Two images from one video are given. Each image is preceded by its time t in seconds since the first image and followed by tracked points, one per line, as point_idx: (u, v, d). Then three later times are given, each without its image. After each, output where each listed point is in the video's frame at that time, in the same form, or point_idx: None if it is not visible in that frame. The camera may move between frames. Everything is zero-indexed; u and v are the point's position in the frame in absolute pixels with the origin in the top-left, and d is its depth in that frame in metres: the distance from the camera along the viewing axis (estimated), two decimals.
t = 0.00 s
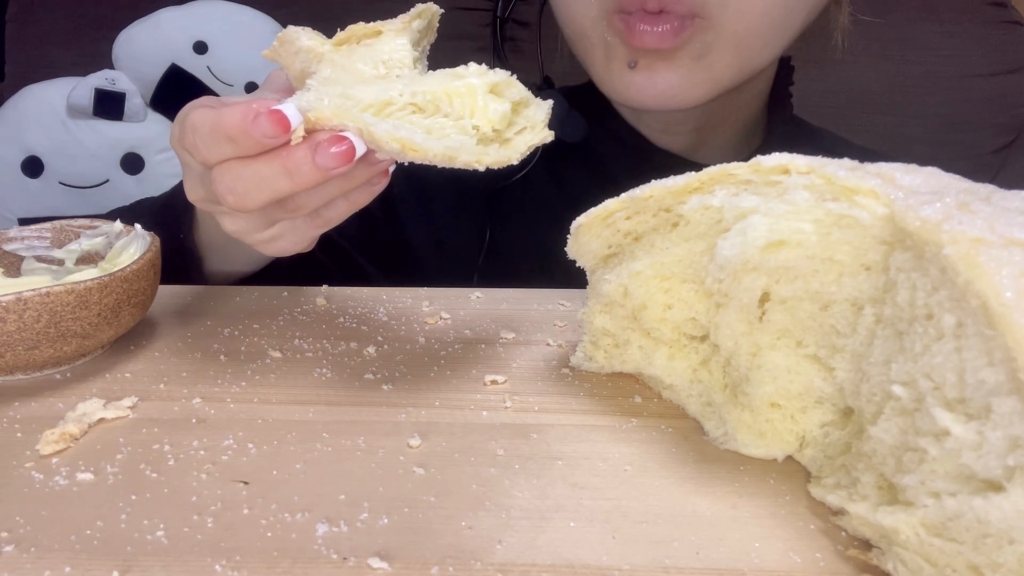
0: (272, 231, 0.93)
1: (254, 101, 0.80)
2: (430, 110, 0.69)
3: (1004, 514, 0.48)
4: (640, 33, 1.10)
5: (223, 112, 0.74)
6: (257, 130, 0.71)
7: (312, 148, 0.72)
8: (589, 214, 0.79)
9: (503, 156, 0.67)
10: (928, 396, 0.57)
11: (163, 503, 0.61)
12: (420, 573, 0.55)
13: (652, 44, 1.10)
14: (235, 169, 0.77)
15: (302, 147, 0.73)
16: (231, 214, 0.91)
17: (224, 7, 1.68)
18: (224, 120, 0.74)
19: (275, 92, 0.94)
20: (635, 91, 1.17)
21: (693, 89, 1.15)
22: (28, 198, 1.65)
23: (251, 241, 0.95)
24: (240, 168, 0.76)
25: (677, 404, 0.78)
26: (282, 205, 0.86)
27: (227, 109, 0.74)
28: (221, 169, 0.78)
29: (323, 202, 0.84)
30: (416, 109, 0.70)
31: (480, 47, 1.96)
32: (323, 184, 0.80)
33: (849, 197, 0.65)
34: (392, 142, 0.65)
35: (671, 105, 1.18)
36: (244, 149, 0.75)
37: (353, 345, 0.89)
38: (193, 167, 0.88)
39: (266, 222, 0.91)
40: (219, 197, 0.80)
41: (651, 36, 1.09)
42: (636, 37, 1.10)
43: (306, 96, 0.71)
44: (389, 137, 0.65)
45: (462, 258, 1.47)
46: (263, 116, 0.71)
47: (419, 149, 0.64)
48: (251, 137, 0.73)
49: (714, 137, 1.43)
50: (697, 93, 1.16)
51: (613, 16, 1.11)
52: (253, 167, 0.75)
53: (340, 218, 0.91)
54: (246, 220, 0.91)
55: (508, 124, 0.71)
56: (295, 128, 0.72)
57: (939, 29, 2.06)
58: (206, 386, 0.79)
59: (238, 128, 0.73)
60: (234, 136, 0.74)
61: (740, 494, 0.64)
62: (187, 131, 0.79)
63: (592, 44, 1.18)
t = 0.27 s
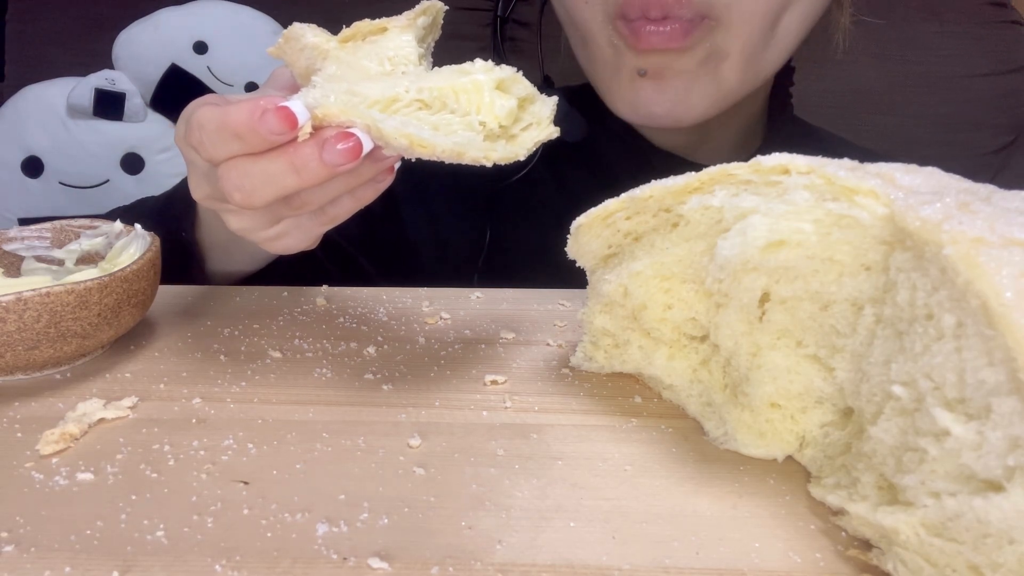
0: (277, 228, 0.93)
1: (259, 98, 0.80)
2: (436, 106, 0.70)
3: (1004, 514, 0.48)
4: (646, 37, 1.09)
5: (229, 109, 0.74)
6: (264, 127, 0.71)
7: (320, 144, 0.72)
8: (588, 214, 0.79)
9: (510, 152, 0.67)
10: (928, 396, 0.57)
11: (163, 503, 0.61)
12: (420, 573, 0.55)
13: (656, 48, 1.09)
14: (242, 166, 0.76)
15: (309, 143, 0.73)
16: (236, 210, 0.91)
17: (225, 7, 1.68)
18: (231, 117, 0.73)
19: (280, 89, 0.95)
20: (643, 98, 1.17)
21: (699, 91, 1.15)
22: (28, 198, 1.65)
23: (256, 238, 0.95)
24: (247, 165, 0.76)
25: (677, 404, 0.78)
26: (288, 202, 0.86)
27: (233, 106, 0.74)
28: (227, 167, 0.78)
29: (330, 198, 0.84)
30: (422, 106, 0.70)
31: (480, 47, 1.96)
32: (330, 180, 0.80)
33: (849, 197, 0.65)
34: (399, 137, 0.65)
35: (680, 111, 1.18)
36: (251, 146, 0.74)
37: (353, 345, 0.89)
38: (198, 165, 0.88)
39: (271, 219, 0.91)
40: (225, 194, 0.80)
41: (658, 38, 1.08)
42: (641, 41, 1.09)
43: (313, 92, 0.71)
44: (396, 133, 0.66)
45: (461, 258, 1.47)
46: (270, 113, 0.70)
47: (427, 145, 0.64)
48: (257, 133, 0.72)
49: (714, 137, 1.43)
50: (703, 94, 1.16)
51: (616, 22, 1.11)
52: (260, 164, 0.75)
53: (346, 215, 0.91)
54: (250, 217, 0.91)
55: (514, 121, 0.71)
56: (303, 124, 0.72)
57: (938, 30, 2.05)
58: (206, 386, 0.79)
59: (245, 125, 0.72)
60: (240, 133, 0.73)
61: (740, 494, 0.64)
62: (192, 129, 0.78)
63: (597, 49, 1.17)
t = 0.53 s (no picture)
0: (276, 227, 0.93)
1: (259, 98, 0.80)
2: (435, 106, 0.70)
3: (1004, 514, 0.48)
4: (639, 30, 1.09)
5: (229, 109, 0.74)
6: (264, 126, 0.71)
7: (318, 143, 0.72)
8: (589, 214, 0.79)
9: (509, 151, 0.66)
10: (928, 396, 0.57)
11: (163, 503, 0.61)
12: (420, 573, 0.55)
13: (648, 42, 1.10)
14: (241, 165, 0.76)
15: (308, 142, 0.73)
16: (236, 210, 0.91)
17: (224, 7, 1.68)
18: (231, 116, 0.73)
19: (280, 88, 0.95)
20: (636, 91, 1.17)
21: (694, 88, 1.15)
22: (28, 197, 1.65)
23: (255, 237, 0.95)
24: (247, 164, 0.76)
25: (677, 404, 0.78)
26: (287, 201, 0.86)
27: (233, 105, 0.74)
28: (227, 166, 0.78)
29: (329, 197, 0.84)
30: (421, 105, 0.70)
31: (480, 46, 1.96)
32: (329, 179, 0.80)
33: (849, 197, 0.65)
34: (398, 136, 0.65)
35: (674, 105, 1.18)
36: (250, 145, 0.74)
37: (353, 345, 0.89)
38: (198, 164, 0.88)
39: (271, 218, 0.91)
40: (225, 194, 0.80)
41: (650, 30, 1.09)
42: (635, 33, 1.10)
43: (312, 91, 0.71)
44: (395, 132, 0.66)
45: (461, 258, 1.48)
46: (269, 112, 0.70)
47: (426, 144, 0.64)
48: (257, 133, 0.72)
49: (713, 137, 1.43)
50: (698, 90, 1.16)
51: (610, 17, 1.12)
52: (260, 163, 0.75)
53: (345, 214, 0.91)
54: (250, 216, 0.91)
55: (513, 120, 0.71)
56: (302, 123, 0.71)
57: (939, 30, 2.05)
58: (206, 386, 0.79)
59: (245, 124, 0.72)
60: (240, 132, 0.73)
61: (740, 494, 0.64)
62: (192, 128, 0.79)
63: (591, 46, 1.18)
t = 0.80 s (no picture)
0: (275, 229, 0.93)
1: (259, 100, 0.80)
2: (434, 109, 0.70)
3: (1004, 514, 0.48)
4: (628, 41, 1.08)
5: (228, 111, 0.74)
6: (262, 129, 0.71)
7: (316, 146, 0.72)
8: (589, 214, 0.79)
9: (507, 156, 0.66)
10: (928, 396, 0.57)
11: (163, 503, 0.61)
12: (420, 573, 0.55)
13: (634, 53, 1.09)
14: (240, 167, 0.77)
15: (306, 145, 0.73)
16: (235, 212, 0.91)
17: (224, 7, 1.68)
18: (230, 120, 0.74)
19: (279, 90, 0.95)
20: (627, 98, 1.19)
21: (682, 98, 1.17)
22: (28, 198, 1.65)
23: (254, 239, 0.95)
24: (246, 167, 0.76)
25: (677, 404, 0.78)
26: (286, 203, 0.86)
27: (232, 108, 0.74)
28: (226, 168, 0.78)
29: (328, 199, 0.83)
30: (420, 108, 0.70)
31: (480, 47, 1.96)
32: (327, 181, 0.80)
33: (849, 197, 0.65)
34: (396, 140, 0.65)
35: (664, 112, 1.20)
36: (248, 148, 0.75)
37: (353, 345, 0.89)
38: (198, 167, 0.88)
39: (270, 220, 0.91)
40: (223, 196, 0.80)
41: (638, 41, 1.07)
42: (622, 44, 1.09)
43: (311, 95, 0.71)
44: (393, 136, 0.66)
45: (461, 258, 1.48)
46: (267, 114, 0.70)
47: (424, 148, 0.64)
48: (255, 135, 0.72)
49: (712, 138, 1.43)
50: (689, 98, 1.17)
51: (601, 27, 1.10)
52: (258, 166, 0.75)
53: (344, 217, 0.91)
54: (249, 218, 0.91)
55: (512, 124, 0.71)
56: (300, 126, 0.71)
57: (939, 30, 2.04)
58: (206, 386, 0.79)
59: (243, 127, 0.72)
60: (239, 135, 0.73)
61: (740, 494, 0.64)
62: (192, 131, 0.79)
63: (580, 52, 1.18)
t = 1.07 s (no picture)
0: (270, 227, 0.93)
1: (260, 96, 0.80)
2: (433, 110, 0.70)
3: (1004, 514, 0.48)
4: (622, 31, 1.09)
5: (228, 105, 0.74)
6: (261, 123, 0.71)
7: (315, 142, 0.72)
8: (589, 214, 0.79)
9: (505, 158, 0.66)
10: (928, 396, 0.57)
11: (163, 502, 0.61)
12: (420, 573, 0.55)
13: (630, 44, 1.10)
14: (238, 161, 0.77)
15: (305, 142, 0.73)
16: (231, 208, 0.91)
17: (224, 7, 1.68)
18: (229, 114, 0.74)
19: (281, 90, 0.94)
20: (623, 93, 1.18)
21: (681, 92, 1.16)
22: (28, 197, 1.65)
23: (250, 237, 0.95)
24: (243, 161, 0.76)
25: (677, 404, 0.78)
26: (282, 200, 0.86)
27: (232, 101, 0.74)
28: (224, 161, 0.78)
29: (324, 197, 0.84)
30: (419, 108, 0.70)
31: (480, 46, 1.96)
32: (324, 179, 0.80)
33: (849, 197, 0.65)
34: (395, 137, 0.65)
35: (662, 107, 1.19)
36: (247, 142, 0.75)
37: (353, 345, 0.89)
38: (196, 161, 0.88)
39: (266, 218, 0.91)
40: (220, 190, 0.80)
41: (631, 31, 1.09)
42: (616, 34, 1.10)
43: (311, 91, 0.71)
44: (392, 132, 0.65)
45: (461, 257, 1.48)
46: (266, 108, 0.70)
47: (422, 146, 0.64)
48: (254, 129, 0.72)
49: (711, 137, 1.43)
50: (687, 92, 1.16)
51: (593, 18, 1.12)
52: (256, 161, 0.75)
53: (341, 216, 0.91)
54: (245, 215, 0.91)
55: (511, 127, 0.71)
56: (299, 121, 0.71)
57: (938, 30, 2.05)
58: (206, 386, 0.79)
59: (242, 121, 0.73)
60: (237, 129, 0.74)
61: (740, 494, 0.64)
62: (191, 123, 0.79)
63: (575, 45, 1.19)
